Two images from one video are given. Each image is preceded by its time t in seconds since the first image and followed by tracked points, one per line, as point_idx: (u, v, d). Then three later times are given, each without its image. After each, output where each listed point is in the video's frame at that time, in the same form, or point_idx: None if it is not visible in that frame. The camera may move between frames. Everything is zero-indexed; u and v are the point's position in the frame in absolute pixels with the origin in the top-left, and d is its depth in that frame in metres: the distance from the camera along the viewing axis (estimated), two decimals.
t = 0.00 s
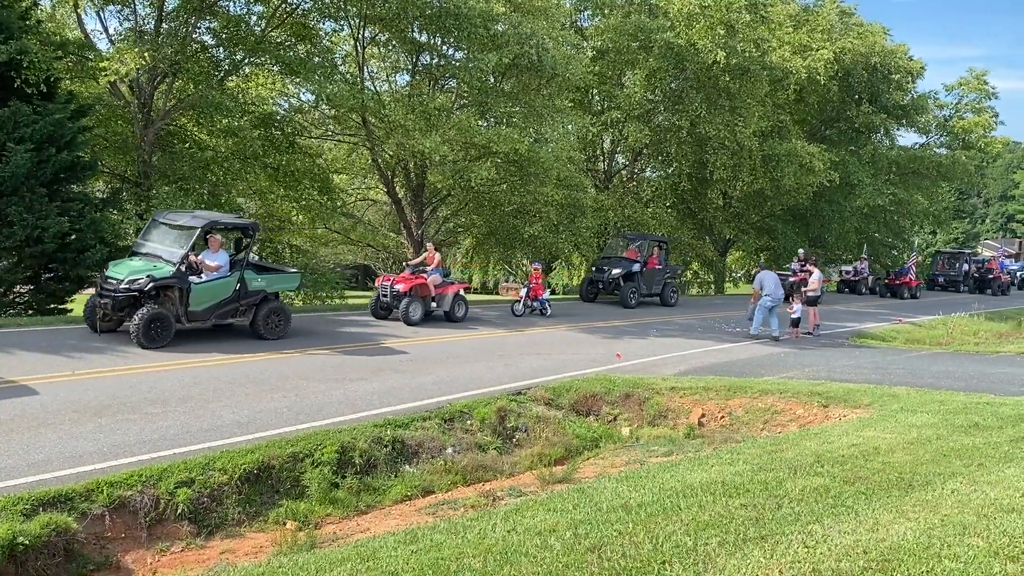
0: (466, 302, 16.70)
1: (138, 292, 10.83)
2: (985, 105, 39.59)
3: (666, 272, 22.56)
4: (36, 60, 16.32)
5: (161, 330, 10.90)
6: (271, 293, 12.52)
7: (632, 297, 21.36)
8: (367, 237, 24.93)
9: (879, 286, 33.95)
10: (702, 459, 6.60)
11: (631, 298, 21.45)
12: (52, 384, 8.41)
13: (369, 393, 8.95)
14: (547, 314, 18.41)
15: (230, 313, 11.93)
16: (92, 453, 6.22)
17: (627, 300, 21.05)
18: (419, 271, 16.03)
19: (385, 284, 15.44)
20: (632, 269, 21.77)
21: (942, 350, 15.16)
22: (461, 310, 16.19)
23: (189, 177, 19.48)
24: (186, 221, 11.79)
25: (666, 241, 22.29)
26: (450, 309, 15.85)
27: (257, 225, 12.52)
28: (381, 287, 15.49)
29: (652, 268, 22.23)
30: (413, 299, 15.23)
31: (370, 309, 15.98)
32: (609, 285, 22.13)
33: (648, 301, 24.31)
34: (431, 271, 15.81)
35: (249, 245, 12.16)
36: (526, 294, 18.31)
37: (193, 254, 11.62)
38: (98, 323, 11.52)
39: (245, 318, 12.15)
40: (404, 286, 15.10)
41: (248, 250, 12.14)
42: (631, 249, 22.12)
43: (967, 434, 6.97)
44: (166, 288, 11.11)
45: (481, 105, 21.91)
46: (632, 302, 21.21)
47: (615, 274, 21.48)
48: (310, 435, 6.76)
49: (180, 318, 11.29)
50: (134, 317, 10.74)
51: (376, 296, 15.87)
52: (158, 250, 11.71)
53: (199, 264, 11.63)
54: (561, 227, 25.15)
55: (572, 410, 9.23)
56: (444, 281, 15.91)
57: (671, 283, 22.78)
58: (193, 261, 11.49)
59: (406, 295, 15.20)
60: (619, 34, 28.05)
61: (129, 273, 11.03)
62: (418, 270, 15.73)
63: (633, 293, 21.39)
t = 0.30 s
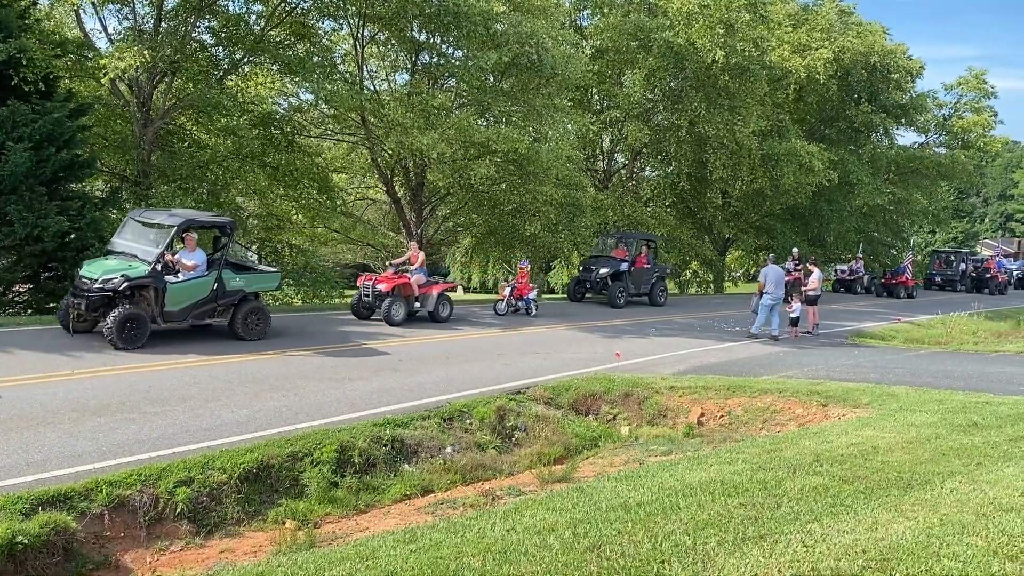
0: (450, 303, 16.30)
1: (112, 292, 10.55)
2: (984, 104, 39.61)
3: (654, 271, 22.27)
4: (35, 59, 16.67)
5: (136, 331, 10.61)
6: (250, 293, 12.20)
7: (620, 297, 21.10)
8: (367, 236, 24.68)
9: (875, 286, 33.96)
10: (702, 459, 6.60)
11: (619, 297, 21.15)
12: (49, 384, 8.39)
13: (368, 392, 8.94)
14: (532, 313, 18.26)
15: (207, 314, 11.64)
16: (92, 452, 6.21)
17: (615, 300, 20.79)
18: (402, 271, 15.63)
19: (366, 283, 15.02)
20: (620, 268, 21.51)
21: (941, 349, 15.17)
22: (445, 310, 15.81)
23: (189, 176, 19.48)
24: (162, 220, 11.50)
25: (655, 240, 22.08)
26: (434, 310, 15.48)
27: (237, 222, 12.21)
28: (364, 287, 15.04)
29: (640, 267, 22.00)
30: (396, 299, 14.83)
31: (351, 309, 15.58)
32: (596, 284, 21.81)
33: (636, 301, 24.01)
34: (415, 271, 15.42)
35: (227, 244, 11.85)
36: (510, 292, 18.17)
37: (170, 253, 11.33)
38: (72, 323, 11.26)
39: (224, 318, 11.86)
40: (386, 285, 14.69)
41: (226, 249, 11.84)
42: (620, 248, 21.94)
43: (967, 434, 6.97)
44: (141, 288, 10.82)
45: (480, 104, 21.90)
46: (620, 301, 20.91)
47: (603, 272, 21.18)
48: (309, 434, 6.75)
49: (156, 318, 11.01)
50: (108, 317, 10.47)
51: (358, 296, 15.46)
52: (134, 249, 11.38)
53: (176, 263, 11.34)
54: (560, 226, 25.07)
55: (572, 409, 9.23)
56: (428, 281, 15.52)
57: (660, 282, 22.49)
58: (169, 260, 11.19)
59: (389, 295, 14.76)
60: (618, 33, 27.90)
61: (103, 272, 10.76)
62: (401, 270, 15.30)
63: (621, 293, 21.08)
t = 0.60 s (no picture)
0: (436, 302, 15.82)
1: (85, 291, 10.32)
2: (983, 103, 39.66)
3: (642, 270, 21.99)
4: (34, 58, 16.29)
5: (110, 332, 10.36)
6: (228, 293, 11.96)
7: (607, 297, 20.76)
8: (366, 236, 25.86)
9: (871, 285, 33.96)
10: (701, 458, 6.59)
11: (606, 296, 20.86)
12: (46, 383, 8.37)
13: (368, 391, 8.94)
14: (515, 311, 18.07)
15: (184, 314, 11.39)
16: (91, 451, 6.22)
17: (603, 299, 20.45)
18: (385, 270, 15.22)
19: (348, 282, 14.61)
20: (608, 267, 21.22)
21: (941, 348, 15.19)
22: (430, 310, 15.41)
23: (188, 175, 19.46)
24: (138, 218, 11.35)
25: (643, 239, 21.86)
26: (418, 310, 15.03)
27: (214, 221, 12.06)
28: (345, 286, 14.66)
29: (628, 266, 21.69)
30: (378, 298, 14.42)
31: (331, 309, 15.14)
32: (584, 283, 21.48)
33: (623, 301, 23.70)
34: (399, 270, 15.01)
35: (204, 242, 11.68)
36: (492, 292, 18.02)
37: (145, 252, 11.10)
38: (46, 325, 11.02)
39: (201, 318, 11.60)
40: (369, 285, 14.29)
41: (202, 248, 11.64)
42: (607, 247, 21.72)
43: (966, 433, 6.97)
44: (115, 288, 10.59)
45: (479, 104, 21.89)
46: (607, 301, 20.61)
47: (590, 272, 20.91)
48: (308, 434, 6.75)
49: (131, 319, 10.77)
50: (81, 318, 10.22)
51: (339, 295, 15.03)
52: (109, 247, 11.18)
53: (151, 262, 11.11)
54: (559, 226, 24.84)
55: (571, 408, 9.24)
56: (412, 280, 15.12)
57: (648, 281, 22.22)
58: (144, 259, 10.97)
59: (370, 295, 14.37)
60: (617, 32, 27.88)
61: (76, 272, 10.53)
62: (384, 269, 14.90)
63: (608, 293, 20.81)
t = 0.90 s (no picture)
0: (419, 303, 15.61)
1: (57, 291, 10.09)
2: (983, 102, 39.70)
3: (631, 270, 21.70)
4: (33, 57, 16.27)
5: (84, 332, 10.15)
6: (205, 293, 11.74)
7: (595, 297, 20.47)
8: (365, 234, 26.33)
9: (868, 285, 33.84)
10: (700, 456, 6.59)
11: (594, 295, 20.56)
12: (44, 382, 8.34)
13: (367, 390, 8.93)
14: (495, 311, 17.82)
15: (161, 314, 11.18)
16: (91, 450, 6.21)
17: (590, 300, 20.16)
18: (368, 269, 15.02)
19: (329, 281, 14.43)
20: (596, 266, 20.91)
21: (940, 347, 15.21)
22: (414, 310, 15.18)
23: (187, 173, 19.43)
24: (113, 215, 11.07)
25: (632, 238, 21.58)
26: (401, 310, 14.83)
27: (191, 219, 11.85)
28: (326, 285, 14.46)
29: (617, 265, 21.39)
30: (359, 298, 14.22)
31: (314, 308, 14.96)
32: (571, 283, 21.14)
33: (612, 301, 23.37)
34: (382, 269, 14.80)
35: (181, 241, 11.47)
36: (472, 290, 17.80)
37: (120, 250, 10.86)
38: (18, 324, 10.80)
39: (178, 318, 11.40)
40: (350, 284, 14.09)
41: (179, 247, 11.42)
42: (596, 245, 21.43)
43: (965, 432, 6.97)
44: (89, 288, 10.36)
45: (478, 103, 21.89)
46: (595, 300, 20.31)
47: (577, 272, 20.60)
48: (308, 432, 6.76)
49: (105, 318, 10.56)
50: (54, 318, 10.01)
51: (321, 294, 14.85)
52: (83, 245, 10.93)
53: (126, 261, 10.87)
54: (558, 224, 25.30)
55: (570, 407, 9.24)
56: (395, 279, 14.89)
57: (636, 281, 21.93)
58: (119, 258, 10.71)
59: (351, 294, 14.17)
60: (617, 31, 27.91)
61: (49, 270, 10.29)
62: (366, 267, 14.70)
63: (596, 293, 20.54)
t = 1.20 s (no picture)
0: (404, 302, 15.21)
1: (29, 291, 9.90)
2: (982, 101, 39.71)
3: (618, 269, 21.38)
4: (33, 56, 16.31)
5: (57, 333, 9.96)
6: (183, 292, 11.54)
7: (582, 296, 20.16)
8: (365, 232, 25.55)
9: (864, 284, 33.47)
10: (699, 456, 6.60)
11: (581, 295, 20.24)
12: (43, 381, 8.34)
13: (365, 389, 8.92)
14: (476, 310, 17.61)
15: (137, 314, 10.98)
16: (89, 449, 6.21)
17: (577, 299, 19.95)
18: (351, 267, 14.68)
19: (310, 280, 14.07)
20: (584, 265, 20.53)
21: (939, 346, 15.23)
22: (398, 310, 14.84)
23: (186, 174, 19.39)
24: (87, 213, 10.91)
25: (621, 237, 21.16)
26: (384, 310, 14.47)
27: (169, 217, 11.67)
28: (308, 284, 14.13)
29: (605, 265, 21.02)
30: (341, 297, 13.87)
31: (295, 308, 14.61)
32: (558, 282, 20.71)
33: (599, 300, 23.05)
34: (365, 267, 14.47)
35: (157, 239, 11.29)
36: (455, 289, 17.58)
37: (95, 249, 10.69)
38: None
39: (155, 318, 11.20)
40: (331, 283, 13.75)
41: (155, 245, 11.22)
42: (583, 244, 21.02)
43: (964, 431, 6.97)
44: (62, 287, 10.17)
45: (478, 102, 21.87)
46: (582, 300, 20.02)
47: (564, 271, 20.19)
48: (307, 432, 6.76)
49: (78, 319, 10.37)
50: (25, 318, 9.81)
51: (303, 294, 14.51)
52: (58, 244, 10.79)
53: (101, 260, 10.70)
54: (558, 223, 25.18)
55: (569, 406, 9.24)
56: (378, 278, 14.56)
57: (624, 280, 21.62)
58: (94, 257, 10.53)
59: (332, 293, 13.81)
60: (616, 30, 27.91)
61: (21, 270, 10.12)
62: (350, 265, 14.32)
63: (583, 293, 20.23)
